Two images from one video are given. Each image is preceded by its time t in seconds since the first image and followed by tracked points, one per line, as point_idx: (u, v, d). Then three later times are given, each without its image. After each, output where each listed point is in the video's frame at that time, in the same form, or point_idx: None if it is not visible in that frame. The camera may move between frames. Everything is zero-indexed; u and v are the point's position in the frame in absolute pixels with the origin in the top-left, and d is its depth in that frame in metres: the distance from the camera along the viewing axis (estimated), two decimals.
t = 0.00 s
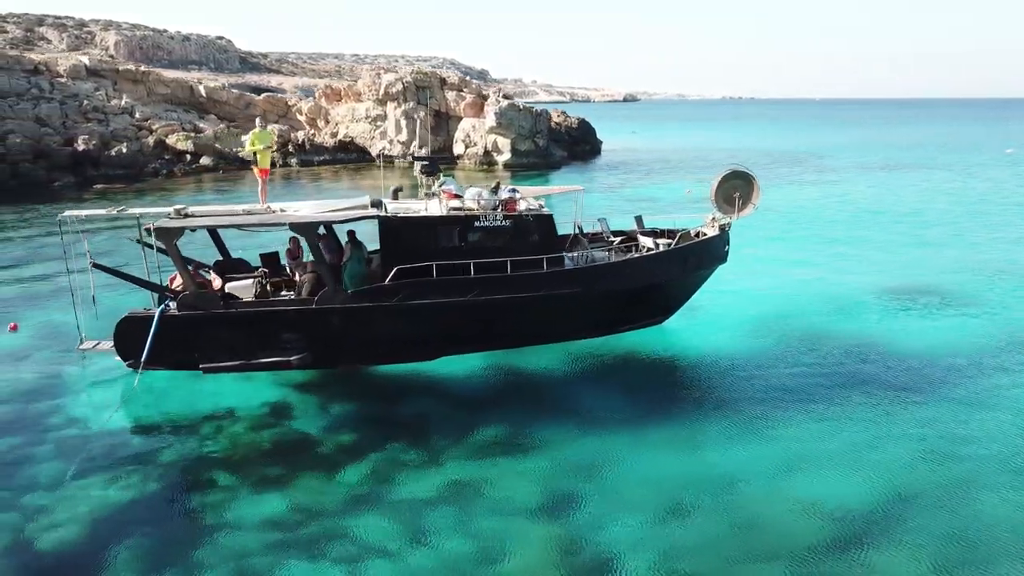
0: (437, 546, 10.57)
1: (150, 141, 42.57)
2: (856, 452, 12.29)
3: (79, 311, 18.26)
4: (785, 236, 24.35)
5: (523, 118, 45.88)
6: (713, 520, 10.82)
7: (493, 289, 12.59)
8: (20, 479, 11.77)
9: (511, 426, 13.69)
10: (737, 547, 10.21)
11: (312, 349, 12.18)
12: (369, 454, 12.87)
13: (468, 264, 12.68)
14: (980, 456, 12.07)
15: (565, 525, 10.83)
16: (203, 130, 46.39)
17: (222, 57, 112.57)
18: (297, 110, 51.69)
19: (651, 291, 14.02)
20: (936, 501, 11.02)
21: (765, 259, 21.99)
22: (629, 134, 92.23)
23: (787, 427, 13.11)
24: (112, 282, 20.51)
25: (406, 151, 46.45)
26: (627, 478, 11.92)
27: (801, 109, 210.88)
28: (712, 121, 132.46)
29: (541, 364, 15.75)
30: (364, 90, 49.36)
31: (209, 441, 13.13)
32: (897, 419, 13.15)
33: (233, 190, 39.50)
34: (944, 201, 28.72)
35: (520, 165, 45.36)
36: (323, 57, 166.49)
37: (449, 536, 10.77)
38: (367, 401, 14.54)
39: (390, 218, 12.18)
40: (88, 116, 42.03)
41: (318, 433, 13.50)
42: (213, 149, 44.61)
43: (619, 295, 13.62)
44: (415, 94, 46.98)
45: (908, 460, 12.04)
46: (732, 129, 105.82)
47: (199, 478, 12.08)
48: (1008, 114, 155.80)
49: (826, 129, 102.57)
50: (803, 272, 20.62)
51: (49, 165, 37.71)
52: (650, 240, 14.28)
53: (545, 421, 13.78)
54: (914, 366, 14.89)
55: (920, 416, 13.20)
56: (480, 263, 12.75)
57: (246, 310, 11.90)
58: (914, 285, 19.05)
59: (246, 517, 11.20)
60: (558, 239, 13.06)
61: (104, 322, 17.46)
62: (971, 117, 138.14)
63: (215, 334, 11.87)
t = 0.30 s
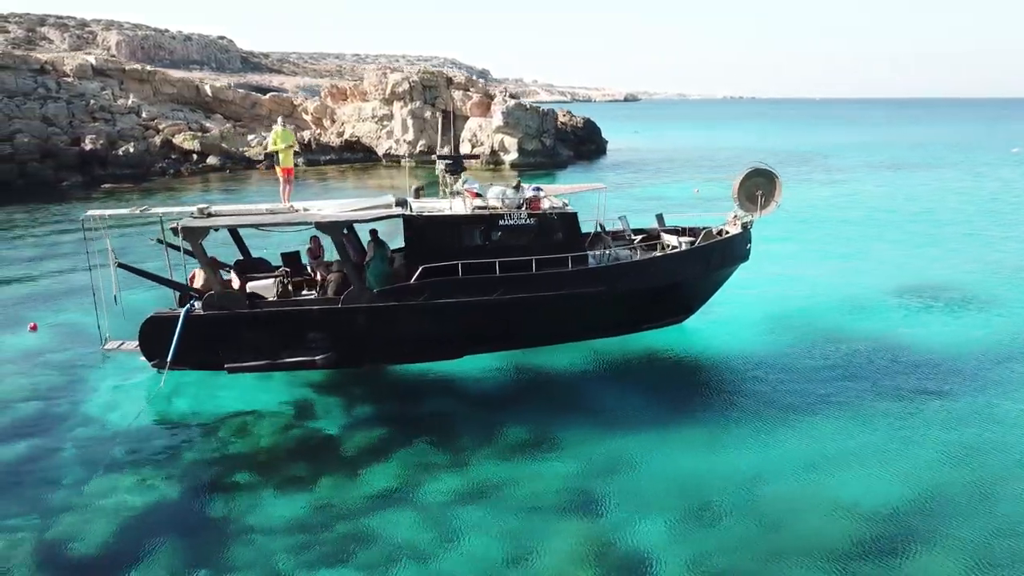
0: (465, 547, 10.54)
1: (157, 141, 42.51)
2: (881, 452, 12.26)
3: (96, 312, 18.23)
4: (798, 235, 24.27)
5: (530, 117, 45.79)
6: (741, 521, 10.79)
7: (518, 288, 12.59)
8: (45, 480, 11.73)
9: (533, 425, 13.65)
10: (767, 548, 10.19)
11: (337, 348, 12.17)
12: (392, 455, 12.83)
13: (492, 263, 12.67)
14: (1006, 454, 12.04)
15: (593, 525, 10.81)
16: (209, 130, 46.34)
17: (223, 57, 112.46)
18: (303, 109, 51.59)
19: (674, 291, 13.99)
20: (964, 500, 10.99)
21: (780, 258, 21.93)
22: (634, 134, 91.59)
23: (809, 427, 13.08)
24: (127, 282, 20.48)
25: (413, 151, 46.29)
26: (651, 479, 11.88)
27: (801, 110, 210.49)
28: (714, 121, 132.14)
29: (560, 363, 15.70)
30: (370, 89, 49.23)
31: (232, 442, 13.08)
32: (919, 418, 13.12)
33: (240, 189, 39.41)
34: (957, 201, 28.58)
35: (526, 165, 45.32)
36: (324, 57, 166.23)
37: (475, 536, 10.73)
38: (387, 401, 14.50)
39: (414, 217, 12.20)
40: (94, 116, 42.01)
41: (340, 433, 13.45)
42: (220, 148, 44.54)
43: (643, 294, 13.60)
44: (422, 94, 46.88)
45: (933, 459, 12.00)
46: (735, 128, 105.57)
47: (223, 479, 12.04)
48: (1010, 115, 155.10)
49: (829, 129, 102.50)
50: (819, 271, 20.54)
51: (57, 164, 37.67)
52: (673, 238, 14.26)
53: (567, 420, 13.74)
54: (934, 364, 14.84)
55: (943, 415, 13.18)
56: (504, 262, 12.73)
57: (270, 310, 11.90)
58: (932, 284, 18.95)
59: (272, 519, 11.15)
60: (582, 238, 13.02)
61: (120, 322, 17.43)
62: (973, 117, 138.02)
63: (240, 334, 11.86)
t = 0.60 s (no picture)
0: (495, 546, 10.44)
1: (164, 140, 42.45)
2: (904, 451, 12.19)
3: (112, 313, 18.12)
4: (812, 235, 24.18)
5: (537, 117, 45.63)
6: (769, 520, 10.70)
7: (542, 288, 12.57)
8: (69, 480, 11.61)
9: (555, 426, 13.57)
10: (798, 549, 10.09)
11: (363, 348, 12.17)
12: (416, 456, 12.74)
13: (517, 263, 12.64)
14: None
15: (622, 525, 10.73)
16: (216, 129, 46.30)
17: (225, 57, 112.37)
18: (309, 109, 51.39)
19: (696, 291, 13.96)
20: (994, 500, 10.91)
21: (795, 258, 21.83)
22: (638, 133, 91.26)
23: (830, 426, 13.00)
24: (140, 282, 20.36)
25: (419, 150, 46.06)
26: (676, 480, 11.77)
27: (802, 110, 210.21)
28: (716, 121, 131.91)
29: (580, 363, 15.62)
30: (376, 89, 49.11)
31: (255, 443, 13.00)
32: (943, 418, 13.03)
33: (247, 189, 39.33)
34: (970, 200, 28.46)
35: (533, 164, 45.22)
36: (326, 57, 166.11)
37: (504, 537, 10.62)
38: (408, 402, 14.41)
39: (439, 217, 12.16)
40: (101, 115, 41.99)
41: (363, 434, 13.36)
42: (226, 148, 44.46)
43: (666, 292, 13.57)
44: (429, 93, 46.79)
45: (960, 459, 11.92)
46: (738, 128, 105.39)
47: (248, 480, 11.93)
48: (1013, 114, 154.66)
49: (831, 129, 102.49)
50: (837, 270, 20.43)
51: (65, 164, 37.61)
52: (696, 237, 14.30)
53: (589, 420, 13.65)
54: (955, 364, 14.76)
55: (964, 413, 13.12)
56: (529, 262, 12.72)
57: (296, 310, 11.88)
58: (950, 284, 18.84)
59: (299, 520, 11.06)
60: (606, 237, 12.98)
61: (136, 323, 17.31)
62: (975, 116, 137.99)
63: (266, 334, 11.84)
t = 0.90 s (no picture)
0: (524, 546, 10.38)
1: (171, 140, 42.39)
2: (928, 449, 12.18)
3: (128, 313, 18.11)
4: (826, 235, 24.11)
5: (543, 117, 45.62)
6: (799, 520, 10.65)
7: (566, 288, 12.53)
8: (94, 483, 11.58)
9: (577, 424, 13.49)
10: (829, 549, 10.02)
11: (387, 348, 12.14)
12: (439, 457, 12.64)
13: (540, 262, 12.61)
14: None
15: (651, 525, 10.65)
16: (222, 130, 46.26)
17: (226, 57, 112.29)
18: (315, 109, 50.67)
19: (719, 291, 13.92)
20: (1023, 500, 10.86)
21: (811, 258, 21.75)
22: (641, 134, 91.07)
23: (855, 425, 12.95)
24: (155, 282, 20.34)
25: (426, 151, 46.09)
26: (702, 479, 11.69)
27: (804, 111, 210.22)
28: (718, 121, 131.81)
29: (599, 362, 15.53)
30: (383, 89, 48.93)
31: (277, 445, 12.93)
32: (967, 418, 12.97)
33: (253, 190, 39.28)
34: (982, 200, 28.39)
35: (540, 164, 45.07)
36: (327, 58, 166.07)
37: (531, 538, 10.52)
38: (429, 402, 14.32)
39: (464, 217, 12.13)
40: (108, 116, 41.98)
41: (384, 435, 13.27)
42: (233, 148, 44.37)
43: (688, 292, 13.53)
44: (435, 93, 46.56)
45: (986, 459, 11.88)
46: (741, 128, 105.30)
47: (272, 481, 11.89)
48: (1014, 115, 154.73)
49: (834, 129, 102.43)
50: (853, 270, 20.35)
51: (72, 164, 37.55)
52: (720, 236, 14.26)
53: (611, 418, 13.56)
54: (975, 364, 14.71)
55: (987, 412, 13.12)
56: (553, 261, 12.68)
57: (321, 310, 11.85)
58: (968, 284, 18.76)
59: (324, 522, 10.98)
60: (630, 237, 12.92)
61: (153, 324, 17.29)
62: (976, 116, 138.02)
63: (290, 335, 11.81)
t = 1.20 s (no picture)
0: (554, 546, 10.27)
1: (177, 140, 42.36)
2: (951, 448, 12.15)
3: (145, 313, 18.08)
4: (839, 234, 24.09)
5: (550, 116, 45.74)
6: (828, 521, 10.58)
7: (590, 287, 12.49)
8: (118, 485, 11.53)
9: (599, 424, 13.43)
10: (859, 549, 9.98)
11: (412, 347, 12.11)
12: (461, 456, 12.56)
13: (564, 262, 12.58)
14: None
15: (678, 524, 10.60)
16: (228, 129, 46.24)
17: (228, 57, 112.19)
18: (321, 109, 50.53)
19: (741, 291, 13.87)
20: None
21: (826, 258, 21.70)
22: (644, 133, 90.96)
23: (875, 424, 12.92)
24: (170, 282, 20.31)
25: (432, 150, 46.02)
26: (726, 478, 11.65)
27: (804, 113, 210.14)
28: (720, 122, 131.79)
29: (618, 363, 15.46)
30: (389, 89, 49.00)
31: (299, 445, 12.88)
32: (989, 417, 12.94)
33: (260, 189, 39.25)
34: (993, 199, 28.37)
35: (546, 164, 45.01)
36: (329, 58, 166.00)
37: (559, 537, 10.43)
38: (449, 402, 14.26)
39: (488, 217, 12.10)
40: (115, 115, 42.00)
41: (406, 435, 13.20)
42: (239, 148, 44.32)
43: (711, 292, 13.49)
44: (441, 93, 46.90)
45: (1010, 458, 11.85)
46: (744, 128, 105.25)
47: (296, 483, 11.83)
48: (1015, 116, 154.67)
49: (837, 128, 102.46)
50: (867, 270, 20.34)
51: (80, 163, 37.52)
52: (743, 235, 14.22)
53: (632, 419, 13.50)
54: (995, 363, 14.68)
55: (1009, 410, 13.09)
56: (577, 261, 12.65)
57: (346, 310, 11.82)
58: (987, 284, 18.70)
59: (351, 522, 10.90)
60: (655, 236, 12.87)
61: (170, 325, 17.26)
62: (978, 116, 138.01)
63: (315, 334, 11.79)
